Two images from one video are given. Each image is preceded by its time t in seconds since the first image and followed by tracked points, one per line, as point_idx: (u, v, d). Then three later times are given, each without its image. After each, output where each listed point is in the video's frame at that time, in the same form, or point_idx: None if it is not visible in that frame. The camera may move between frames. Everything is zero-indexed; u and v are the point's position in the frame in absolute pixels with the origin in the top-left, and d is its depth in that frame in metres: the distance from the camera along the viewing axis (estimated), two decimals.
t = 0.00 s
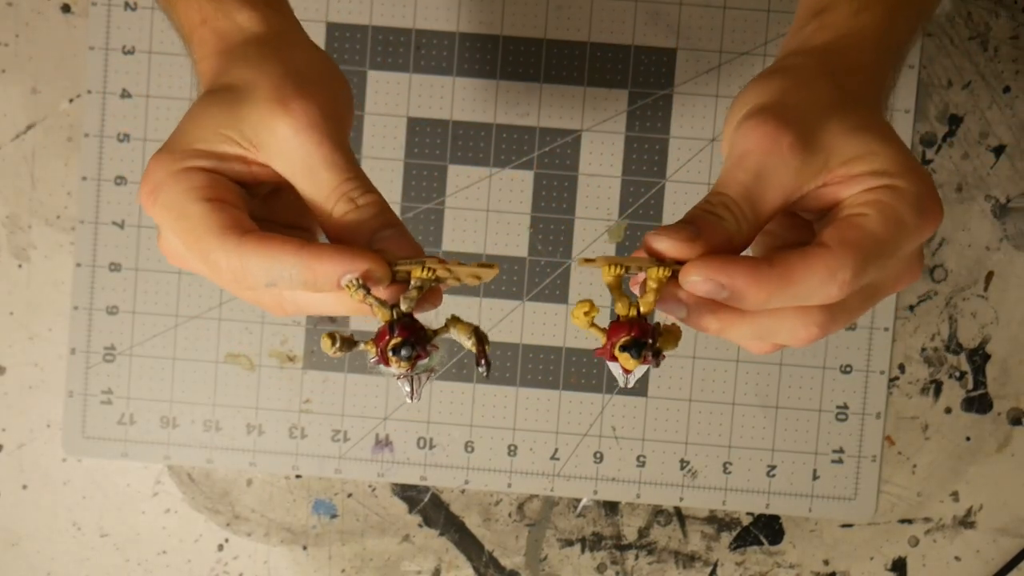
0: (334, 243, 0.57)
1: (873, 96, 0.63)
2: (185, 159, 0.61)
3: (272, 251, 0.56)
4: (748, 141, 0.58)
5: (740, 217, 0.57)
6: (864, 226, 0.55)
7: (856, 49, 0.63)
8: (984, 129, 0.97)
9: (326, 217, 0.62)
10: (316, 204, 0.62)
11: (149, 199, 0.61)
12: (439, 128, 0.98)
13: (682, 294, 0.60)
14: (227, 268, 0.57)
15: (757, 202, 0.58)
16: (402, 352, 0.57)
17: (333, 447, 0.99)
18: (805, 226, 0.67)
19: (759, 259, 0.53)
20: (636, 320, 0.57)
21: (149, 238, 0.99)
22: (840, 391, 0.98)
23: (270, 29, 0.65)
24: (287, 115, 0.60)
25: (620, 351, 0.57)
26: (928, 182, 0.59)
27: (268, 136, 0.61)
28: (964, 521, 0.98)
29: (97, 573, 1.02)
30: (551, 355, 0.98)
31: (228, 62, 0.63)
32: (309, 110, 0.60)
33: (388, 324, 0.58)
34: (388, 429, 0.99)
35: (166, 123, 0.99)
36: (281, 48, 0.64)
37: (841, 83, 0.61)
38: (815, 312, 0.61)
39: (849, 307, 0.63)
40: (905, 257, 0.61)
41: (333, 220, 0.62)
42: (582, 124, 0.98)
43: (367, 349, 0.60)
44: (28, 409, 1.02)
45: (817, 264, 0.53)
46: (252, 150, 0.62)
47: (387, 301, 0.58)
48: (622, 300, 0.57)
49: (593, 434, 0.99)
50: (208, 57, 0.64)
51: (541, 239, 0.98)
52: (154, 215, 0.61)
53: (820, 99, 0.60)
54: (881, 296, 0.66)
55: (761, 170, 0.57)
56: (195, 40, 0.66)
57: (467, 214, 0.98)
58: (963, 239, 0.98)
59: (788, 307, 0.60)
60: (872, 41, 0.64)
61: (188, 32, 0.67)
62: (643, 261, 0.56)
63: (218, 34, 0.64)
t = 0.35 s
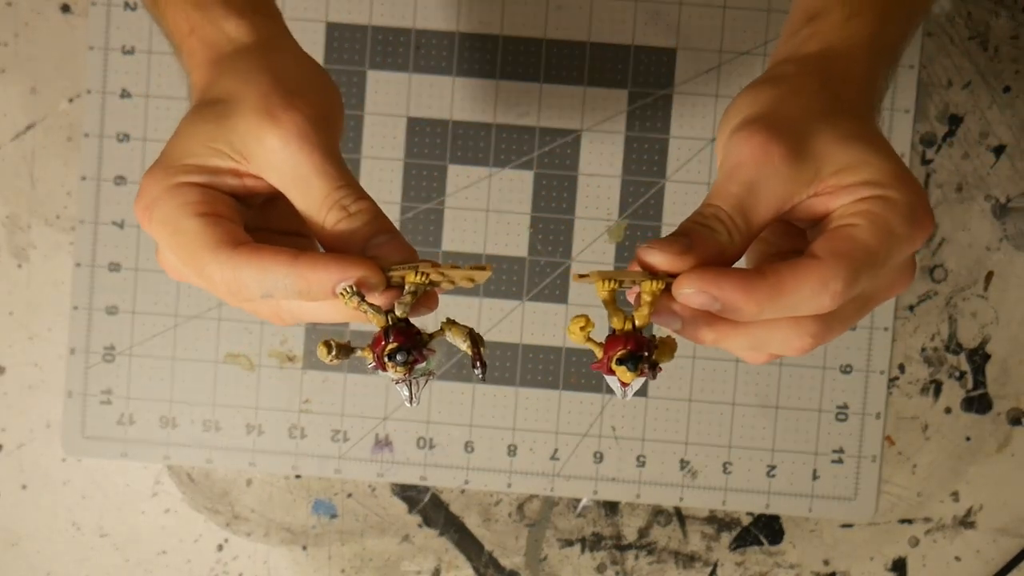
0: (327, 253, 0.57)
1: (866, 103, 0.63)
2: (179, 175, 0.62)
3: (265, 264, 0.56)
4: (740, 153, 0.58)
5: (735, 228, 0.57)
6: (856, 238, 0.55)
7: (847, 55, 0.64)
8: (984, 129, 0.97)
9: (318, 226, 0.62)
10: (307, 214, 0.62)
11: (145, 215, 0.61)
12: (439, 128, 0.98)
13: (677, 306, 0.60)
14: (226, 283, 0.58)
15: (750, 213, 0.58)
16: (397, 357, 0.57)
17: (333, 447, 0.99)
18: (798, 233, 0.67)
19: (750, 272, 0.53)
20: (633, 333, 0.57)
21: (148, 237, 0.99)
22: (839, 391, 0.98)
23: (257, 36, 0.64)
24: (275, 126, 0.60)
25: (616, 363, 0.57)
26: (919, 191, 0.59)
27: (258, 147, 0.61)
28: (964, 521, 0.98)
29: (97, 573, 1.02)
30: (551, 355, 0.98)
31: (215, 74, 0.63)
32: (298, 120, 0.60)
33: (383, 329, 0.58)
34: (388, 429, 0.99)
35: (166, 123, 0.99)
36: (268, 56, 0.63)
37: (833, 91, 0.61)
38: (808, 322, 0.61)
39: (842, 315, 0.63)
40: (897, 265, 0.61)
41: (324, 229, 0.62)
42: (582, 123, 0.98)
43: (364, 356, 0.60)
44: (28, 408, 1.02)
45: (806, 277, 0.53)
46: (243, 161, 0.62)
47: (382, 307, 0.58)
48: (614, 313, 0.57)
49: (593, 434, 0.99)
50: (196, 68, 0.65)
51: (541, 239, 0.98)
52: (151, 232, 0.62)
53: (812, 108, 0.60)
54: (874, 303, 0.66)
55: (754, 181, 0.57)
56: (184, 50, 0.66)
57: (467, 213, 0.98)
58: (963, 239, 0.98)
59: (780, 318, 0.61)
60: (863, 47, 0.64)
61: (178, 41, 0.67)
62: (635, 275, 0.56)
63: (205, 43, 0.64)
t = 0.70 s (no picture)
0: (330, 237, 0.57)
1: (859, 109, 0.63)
2: (182, 162, 0.61)
3: (268, 248, 0.56)
4: (734, 153, 0.58)
5: (725, 228, 0.57)
6: (843, 245, 0.55)
7: (843, 58, 0.64)
8: (984, 129, 0.97)
9: (322, 213, 0.62)
10: (312, 201, 0.62)
11: (147, 201, 0.61)
12: (439, 128, 0.98)
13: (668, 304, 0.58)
14: (228, 268, 0.57)
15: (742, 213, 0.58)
16: (401, 343, 0.56)
17: (333, 447, 0.99)
18: (787, 236, 0.67)
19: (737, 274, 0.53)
20: (625, 328, 0.56)
21: (148, 237, 0.99)
22: (839, 391, 0.98)
23: (263, 26, 0.65)
24: (280, 113, 0.60)
25: (610, 358, 0.55)
26: (907, 201, 0.59)
27: (262, 133, 0.61)
28: (964, 521, 0.98)
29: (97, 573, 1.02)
30: (551, 355, 0.98)
31: (220, 62, 0.63)
32: (302, 107, 0.60)
33: (387, 315, 0.57)
34: (388, 429, 0.99)
35: (166, 123, 0.99)
36: (272, 45, 0.63)
37: (828, 94, 0.62)
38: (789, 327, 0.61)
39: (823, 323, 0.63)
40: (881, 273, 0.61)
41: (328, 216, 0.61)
42: (582, 123, 0.98)
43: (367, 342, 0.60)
44: (28, 408, 1.02)
45: (792, 281, 0.53)
46: (247, 148, 0.62)
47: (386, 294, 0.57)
48: (605, 308, 0.56)
49: (593, 434, 0.98)
50: (202, 57, 0.65)
51: (541, 239, 0.98)
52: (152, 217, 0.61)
53: (805, 109, 0.60)
54: (856, 311, 0.66)
55: (746, 181, 0.57)
56: (190, 39, 0.66)
57: (467, 213, 0.98)
58: (963, 239, 0.98)
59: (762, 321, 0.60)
60: (859, 52, 0.64)
61: (183, 31, 0.67)
62: (627, 271, 0.55)
63: (211, 33, 0.65)
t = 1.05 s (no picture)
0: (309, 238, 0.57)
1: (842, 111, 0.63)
2: (161, 160, 0.61)
3: (247, 248, 0.56)
4: (712, 155, 0.58)
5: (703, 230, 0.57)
6: (819, 245, 0.55)
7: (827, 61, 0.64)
8: (985, 129, 0.97)
9: (303, 213, 0.62)
10: (293, 200, 0.62)
11: (126, 199, 0.61)
12: (439, 128, 0.98)
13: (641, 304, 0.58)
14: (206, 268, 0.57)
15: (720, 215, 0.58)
16: (378, 346, 0.56)
17: (333, 447, 0.99)
18: (769, 237, 0.67)
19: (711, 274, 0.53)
20: (596, 326, 0.57)
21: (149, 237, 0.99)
22: (840, 391, 0.98)
23: (247, 25, 0.65)
24: (261, 112, 0.60)
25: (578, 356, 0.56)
26: (884, 203, 0.59)
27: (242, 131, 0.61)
28: (964, 521, 0.98)
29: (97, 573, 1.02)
30: (551, 355, 0.98)
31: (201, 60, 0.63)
32: (284, 107, 0.60)
33: (365, 317, 0.57)
34: (388, 430, 0.99)
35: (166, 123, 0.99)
36: (256, 44, 0.63)
37: (810, 96, 0.62)
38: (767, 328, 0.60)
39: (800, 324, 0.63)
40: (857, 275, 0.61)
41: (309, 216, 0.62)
42: (582, 123, 0.98)
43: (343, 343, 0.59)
44: (28, 408, 1.02)
45: (767, 281, 0.53)
46: (228, 146, 0.62)
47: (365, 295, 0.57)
48: (579, 306, 0.56)
49: (593, 434, 0.98)
50: (185, 54, 0.65)
51: (541, 240, 0.98)
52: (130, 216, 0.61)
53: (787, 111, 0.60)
54: (833, 314, 0.66)
55: (724, 182, 0.57)
56: (175, 36, 0.66)
57: (467, 213, 0.98)
58: (963, 239, 0.98)
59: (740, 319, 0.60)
60: (844, 53, 0.64)
61: (167, 29, 0.67)
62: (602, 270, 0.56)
63: (196, 30, 0.64)
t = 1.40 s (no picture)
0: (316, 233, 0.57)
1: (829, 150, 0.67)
2: (163, 140, 0.60)
3: (257, 233, 0.56)
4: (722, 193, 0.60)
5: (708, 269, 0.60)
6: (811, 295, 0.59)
7: (825, 103, 0.68)
8: (985, 129, 0.97)
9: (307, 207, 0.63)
10: (298, 191, 0.63)
11: (121, 177, 0.59)
12: (439, 128, 0.98)
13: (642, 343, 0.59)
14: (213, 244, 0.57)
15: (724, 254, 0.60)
16: (386, 353, 0.56)
17: (333, 447, 0.99)
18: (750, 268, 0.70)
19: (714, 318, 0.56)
20: (594, 357, 0.57)
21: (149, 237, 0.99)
22: (840, 391, 0.98)
23: (253, 24, 0.66)
24: (275, 106, 0.61)
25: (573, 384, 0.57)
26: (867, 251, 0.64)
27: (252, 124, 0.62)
28: (964, 521, 0.98)
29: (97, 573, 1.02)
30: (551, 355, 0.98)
31: (205, 50, 0.63)
32: (297, 104, 0.62)
33: (373, 323, 0.57)
34: (388, 429, 0.99)
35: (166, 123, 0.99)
36: (265, 43, 0.65)
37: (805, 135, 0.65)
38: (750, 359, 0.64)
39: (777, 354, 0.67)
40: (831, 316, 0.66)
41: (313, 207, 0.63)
42: (582, 123, 0.98)
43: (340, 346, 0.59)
44: (28, 408, 1.02)
45: (766, 329, 0.56)
46: (234, 136, 0.63)
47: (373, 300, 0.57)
48: (585, 332, 0.57)
49: (593, 434, 0.98)
50: (187, 45, 0.64)
51: (541, 239, 0.98)
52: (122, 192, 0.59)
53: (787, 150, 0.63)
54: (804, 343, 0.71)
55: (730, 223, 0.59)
56: (173, 25, 0.66)
57: (467, 213, 0.98)
58: (963, 239, 0.98)
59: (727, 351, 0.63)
60: (832, 90, 0.68)
61: (166, 17, 0.67)
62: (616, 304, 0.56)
63: (201, 24, 0.65)
